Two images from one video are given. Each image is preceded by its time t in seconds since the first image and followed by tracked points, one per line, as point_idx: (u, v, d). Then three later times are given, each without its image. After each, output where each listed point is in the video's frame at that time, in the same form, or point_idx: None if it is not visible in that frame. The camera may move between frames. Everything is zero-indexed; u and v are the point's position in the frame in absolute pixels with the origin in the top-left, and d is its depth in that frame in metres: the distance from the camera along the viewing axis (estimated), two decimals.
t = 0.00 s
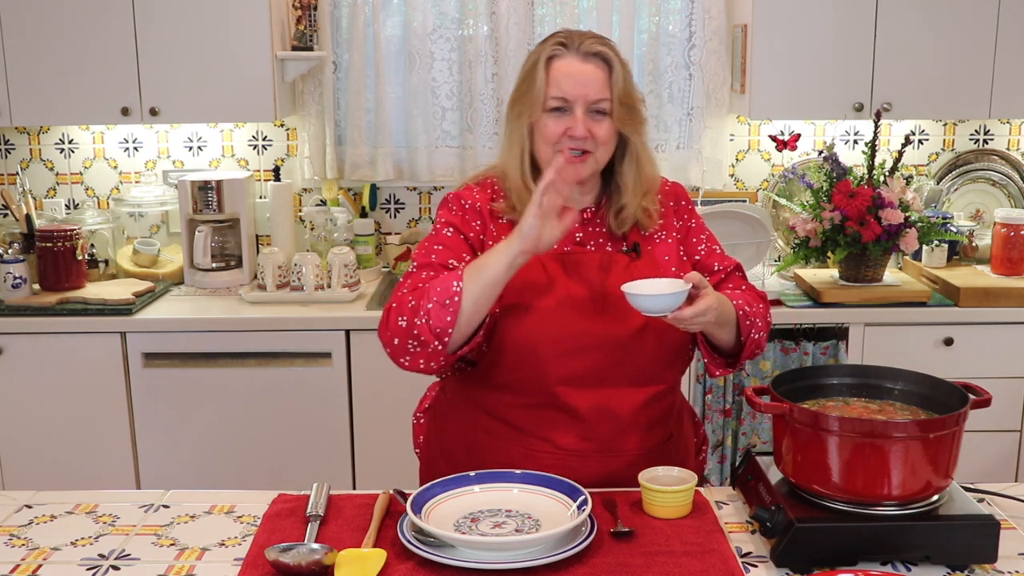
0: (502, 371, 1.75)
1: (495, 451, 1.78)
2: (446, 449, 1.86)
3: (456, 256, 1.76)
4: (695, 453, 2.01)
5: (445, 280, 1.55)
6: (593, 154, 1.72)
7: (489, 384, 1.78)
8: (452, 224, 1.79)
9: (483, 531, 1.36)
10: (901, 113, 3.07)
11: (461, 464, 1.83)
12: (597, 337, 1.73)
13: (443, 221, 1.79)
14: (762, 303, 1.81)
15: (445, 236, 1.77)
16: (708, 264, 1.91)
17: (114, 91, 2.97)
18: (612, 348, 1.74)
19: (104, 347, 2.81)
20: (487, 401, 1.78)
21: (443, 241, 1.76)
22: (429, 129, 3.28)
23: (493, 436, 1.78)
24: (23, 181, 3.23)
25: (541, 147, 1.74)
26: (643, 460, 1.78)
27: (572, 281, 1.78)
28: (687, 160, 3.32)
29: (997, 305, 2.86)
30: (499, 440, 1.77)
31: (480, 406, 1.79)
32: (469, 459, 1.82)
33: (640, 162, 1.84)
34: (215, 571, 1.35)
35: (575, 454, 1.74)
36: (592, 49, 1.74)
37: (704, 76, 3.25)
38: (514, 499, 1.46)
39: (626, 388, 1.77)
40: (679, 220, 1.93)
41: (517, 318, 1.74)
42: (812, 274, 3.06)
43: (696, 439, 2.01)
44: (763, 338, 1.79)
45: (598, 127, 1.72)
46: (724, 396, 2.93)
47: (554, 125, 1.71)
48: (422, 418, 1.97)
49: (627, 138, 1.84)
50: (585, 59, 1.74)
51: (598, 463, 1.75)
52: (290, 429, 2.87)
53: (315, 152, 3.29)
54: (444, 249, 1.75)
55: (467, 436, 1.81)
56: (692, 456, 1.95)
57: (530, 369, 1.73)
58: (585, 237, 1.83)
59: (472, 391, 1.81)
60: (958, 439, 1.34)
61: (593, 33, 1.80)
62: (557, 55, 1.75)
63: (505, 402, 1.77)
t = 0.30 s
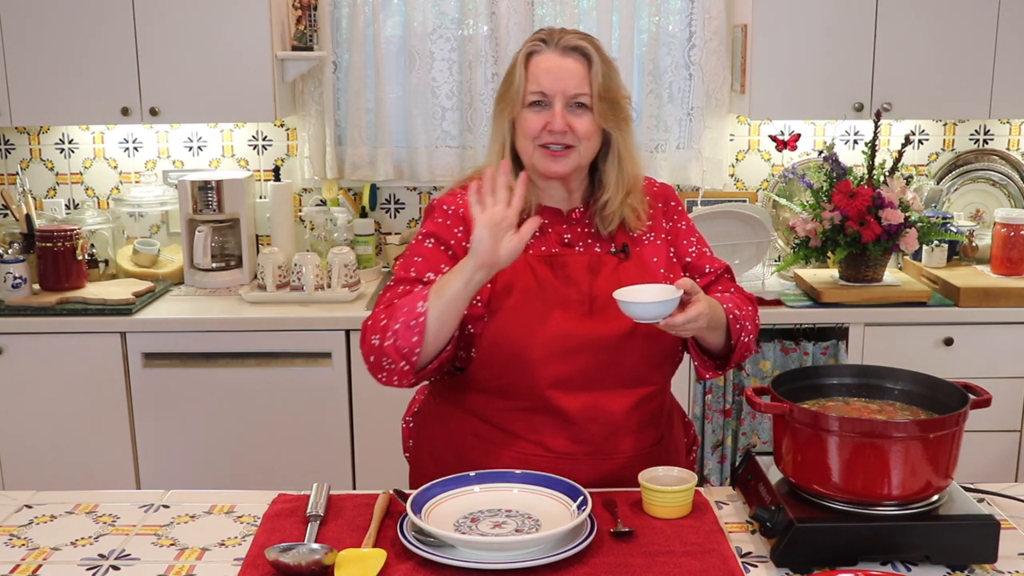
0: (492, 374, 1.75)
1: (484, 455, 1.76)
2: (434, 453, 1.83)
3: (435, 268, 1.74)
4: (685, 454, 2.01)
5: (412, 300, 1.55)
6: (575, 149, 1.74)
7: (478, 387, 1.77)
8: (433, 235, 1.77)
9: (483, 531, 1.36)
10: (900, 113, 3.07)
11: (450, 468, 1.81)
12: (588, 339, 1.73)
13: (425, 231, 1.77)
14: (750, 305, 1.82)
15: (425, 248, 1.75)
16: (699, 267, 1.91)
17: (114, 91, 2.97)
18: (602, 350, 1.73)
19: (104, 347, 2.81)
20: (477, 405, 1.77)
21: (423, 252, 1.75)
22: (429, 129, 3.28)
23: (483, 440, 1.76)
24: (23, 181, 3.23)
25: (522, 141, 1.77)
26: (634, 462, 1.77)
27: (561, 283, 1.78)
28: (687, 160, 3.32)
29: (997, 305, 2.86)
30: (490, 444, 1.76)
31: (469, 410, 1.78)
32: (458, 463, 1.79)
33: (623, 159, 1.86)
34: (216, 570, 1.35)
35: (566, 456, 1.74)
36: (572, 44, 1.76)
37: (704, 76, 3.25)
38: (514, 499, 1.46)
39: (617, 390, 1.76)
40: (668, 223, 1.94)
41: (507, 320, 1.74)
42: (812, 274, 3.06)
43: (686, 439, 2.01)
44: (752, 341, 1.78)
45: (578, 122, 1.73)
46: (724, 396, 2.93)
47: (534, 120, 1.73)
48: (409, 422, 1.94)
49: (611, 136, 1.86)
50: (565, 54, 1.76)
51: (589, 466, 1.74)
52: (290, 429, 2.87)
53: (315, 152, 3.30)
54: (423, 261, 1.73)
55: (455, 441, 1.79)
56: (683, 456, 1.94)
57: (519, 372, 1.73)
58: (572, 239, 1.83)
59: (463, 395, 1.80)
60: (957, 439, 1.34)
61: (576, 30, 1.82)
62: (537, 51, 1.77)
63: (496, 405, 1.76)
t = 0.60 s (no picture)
0: (480, 377, 1.74)
1: (474, 458, 1.75)
2: (424, 457, 1.81)
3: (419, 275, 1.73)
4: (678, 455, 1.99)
5: (390, 334, 1.56)
6: (560, 152, 1.74)
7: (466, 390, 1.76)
8: (418, 241, 1.76)
9: (483, 531, 1.36)
10: (900, 113, 3.07)
11: (439, 472, 1.79)
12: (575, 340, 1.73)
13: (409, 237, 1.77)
14: (741, 305, 1.82)
15: (409, 254, 1.75)
16: (688, 268, 1.91)
17: (114, 91, 2.97)
18: (590, 351, 1.74)
19: (104, 347, 2.81)
20: (465, 408, 1.77)
21: (407, 259, 1.74)
22: (429, 129, 3.28)
23: (472, 444, 1.75)
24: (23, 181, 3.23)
25: (508, 144, 1.77)
26: (624, 463, 1.77)
27: (549, 284, 1.78)
28: (687, 160, 3.32)
29: (997, 305, 2.86)
30: (480, 448, 1.75)
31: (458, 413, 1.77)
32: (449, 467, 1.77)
33: (610, 162, 1.86)
34: (216, 570, 1.35)
35: (555, 458, 1.74)
36: (556, 47, 1.76)
37: (704, 76, 3.25)
38: (514, 499, 1.46)
39: (606, 391, 1.76)
40: (658, 223, 1.93)
41: (495, 322, 1.74)
42: (812, 274, 3.06)
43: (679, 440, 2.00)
44: (743, 341, 1.79)
45: (564, 124, 1.74)
46: (724, 396, 2.93)
47: (519, 123, 1.74)
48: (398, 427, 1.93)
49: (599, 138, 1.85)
50: (550, 57, 1.76)
51: (580, 467, 1.74)
52: (290, 428, 2.87)
53: (315, 152, 3.30)
54: (408, 268, 1.72)
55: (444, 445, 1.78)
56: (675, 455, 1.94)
57: (509, 374, 1.73)
58: (559, 239, 1.84)
59: (451, 400, 1.79)
60: (957, 439, 1.34)
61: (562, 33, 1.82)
62: (521, 54, 1.77)
63: (484, 408, 1.75)
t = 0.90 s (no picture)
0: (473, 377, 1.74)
1: (467, 457, 1.76)
2: (420, 454, 1.83)
3: (438, 262, 1.74)
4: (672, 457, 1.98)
5: (444, 320, 1.52)
6: (552, 152, 1.75)
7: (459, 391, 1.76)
8: (430, 230, 1.76)
9: (483, 531, 1.36)
10: (900, 113, 3.07)
11: (434, 472, 1.81)
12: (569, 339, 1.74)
13: (420, 226, 1.77)
14: (736, 315, 1.82)
15: (423, 241, 1.75)
16: (682, 268, 1.91)
17: (114, 91, 2.97)
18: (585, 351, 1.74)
19: (104, 347, 2.81)
20: (458, 408, 1.77)
21: (422, 246, 1.75)
22: (429, 129, 3.28)
23: (464, 444, 1.76)
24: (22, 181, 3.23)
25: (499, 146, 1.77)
26: (618, 464, 1.76)
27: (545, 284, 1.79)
28: (687, 160, 3.31)
29: (997, 305, 2.86)
30: (472, 449, 1.76)
31: (451, 413, 1.78)
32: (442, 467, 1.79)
33: (602, 158, 1.85)
34: (216, 570, 1.35)
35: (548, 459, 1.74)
36: (541, 47, 1.74)
37: (704, 76, 3.25)
38: (514, 499, 1.46)
39: (600, 392, 1.76)
40: (652, 224, 1.93)
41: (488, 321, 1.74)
42: (812, 274, 3.06)
43: (674, 441, 1.99)
44: (736, 350, 1.79)
45: (553, 125, 1.74)
46: (724, 396, 2.93)
47: (509, 126, 1.74)
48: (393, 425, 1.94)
49: (588, 134, 1.84)
50: (534, 58, 1.74)
51: (573, 469, 1.74)
52: (290, 428, 2.87)
53: (315, 153, 3.30)
54: (424, 255, 1.74)
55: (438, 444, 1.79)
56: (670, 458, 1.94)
57: (503, 375, 1.73)
58: (555, 239, 1.84)
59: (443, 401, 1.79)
60: (958, 439, 1.34)
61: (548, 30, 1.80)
62: (506, 57, 1.75)
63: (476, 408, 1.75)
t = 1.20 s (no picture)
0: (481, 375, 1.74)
1: (472, 456, 1.77)
2: (426, 453, 1.84)
3: (453, 250, 1.74)
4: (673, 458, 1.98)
5: (474, 307, 1.50)
6: (564, 150, 1.75)
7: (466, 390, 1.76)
8: (446, 219, 1.76)
9: (484, 531, 1.36)
10: (900, 113, 3.07)
11: (438, 472, 1.82)
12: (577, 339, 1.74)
13: (436, 215, 1.77)
14: (737, 323, 1.83)
15: (439, 230, 1.74)
16: (685, 271, 1.91)
17: (114, 91, 2.97)
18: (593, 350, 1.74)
19: (104, 347, 2.81)
20: (464, 407, 1.77)
21: (437, 234, 1.74)
22: (429, 129, 3.28)
23: (470, 443, 1.77)
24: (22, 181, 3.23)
25: (511, 144, 1.77)
26: (622, 465, 1.76)
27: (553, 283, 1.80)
28: (687, 160, 3.32)
29: (997, 305, 2.86)
30: (476, 449, 1.76)
31: (456, 413, 1.78)
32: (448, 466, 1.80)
33: (612, 158, 1.85)
34: (215, 570, 1.35)
35: (553, 460, 1.74)
36: (553, 46, 1.74)
37: (704, 76, 3.25)
38: (515, 498, 1.46)
39: (608, 392, 1.76)
40: (658, 227, 1.93)
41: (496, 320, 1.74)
42: (812, 274, 3.06)
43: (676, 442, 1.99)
44: (737, 360, 1.78)
45: (566, 123, 1.74)
46: (724, 396, 2.93)
47: (521, 124, 1.74)
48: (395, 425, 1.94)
49: (600, 133, 1.84)
50: (547, 56, 1.75)
51: (579, 469, 1.74)
52: (290, 428, 2.87)
53: (315, 153, 3.30)
54: (440, 244, 1.73)
55: (444, 443, 1.80)
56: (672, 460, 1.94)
57: (509, 374, 1.73)
58: (565, 239, 1.84)
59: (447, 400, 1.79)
60: (957, 439, 1.34)
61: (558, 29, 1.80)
62: (519, 55, 1.76)
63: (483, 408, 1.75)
